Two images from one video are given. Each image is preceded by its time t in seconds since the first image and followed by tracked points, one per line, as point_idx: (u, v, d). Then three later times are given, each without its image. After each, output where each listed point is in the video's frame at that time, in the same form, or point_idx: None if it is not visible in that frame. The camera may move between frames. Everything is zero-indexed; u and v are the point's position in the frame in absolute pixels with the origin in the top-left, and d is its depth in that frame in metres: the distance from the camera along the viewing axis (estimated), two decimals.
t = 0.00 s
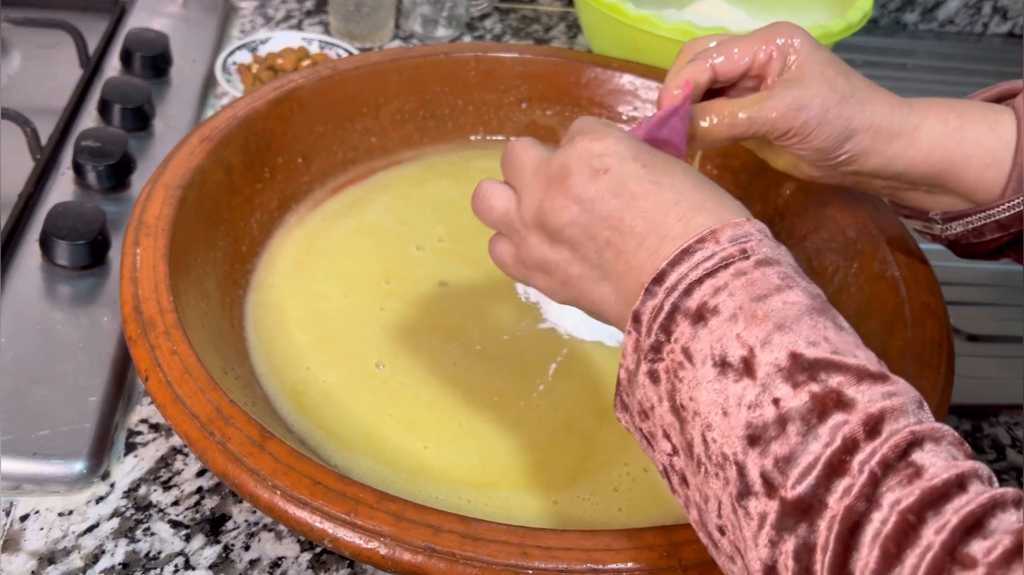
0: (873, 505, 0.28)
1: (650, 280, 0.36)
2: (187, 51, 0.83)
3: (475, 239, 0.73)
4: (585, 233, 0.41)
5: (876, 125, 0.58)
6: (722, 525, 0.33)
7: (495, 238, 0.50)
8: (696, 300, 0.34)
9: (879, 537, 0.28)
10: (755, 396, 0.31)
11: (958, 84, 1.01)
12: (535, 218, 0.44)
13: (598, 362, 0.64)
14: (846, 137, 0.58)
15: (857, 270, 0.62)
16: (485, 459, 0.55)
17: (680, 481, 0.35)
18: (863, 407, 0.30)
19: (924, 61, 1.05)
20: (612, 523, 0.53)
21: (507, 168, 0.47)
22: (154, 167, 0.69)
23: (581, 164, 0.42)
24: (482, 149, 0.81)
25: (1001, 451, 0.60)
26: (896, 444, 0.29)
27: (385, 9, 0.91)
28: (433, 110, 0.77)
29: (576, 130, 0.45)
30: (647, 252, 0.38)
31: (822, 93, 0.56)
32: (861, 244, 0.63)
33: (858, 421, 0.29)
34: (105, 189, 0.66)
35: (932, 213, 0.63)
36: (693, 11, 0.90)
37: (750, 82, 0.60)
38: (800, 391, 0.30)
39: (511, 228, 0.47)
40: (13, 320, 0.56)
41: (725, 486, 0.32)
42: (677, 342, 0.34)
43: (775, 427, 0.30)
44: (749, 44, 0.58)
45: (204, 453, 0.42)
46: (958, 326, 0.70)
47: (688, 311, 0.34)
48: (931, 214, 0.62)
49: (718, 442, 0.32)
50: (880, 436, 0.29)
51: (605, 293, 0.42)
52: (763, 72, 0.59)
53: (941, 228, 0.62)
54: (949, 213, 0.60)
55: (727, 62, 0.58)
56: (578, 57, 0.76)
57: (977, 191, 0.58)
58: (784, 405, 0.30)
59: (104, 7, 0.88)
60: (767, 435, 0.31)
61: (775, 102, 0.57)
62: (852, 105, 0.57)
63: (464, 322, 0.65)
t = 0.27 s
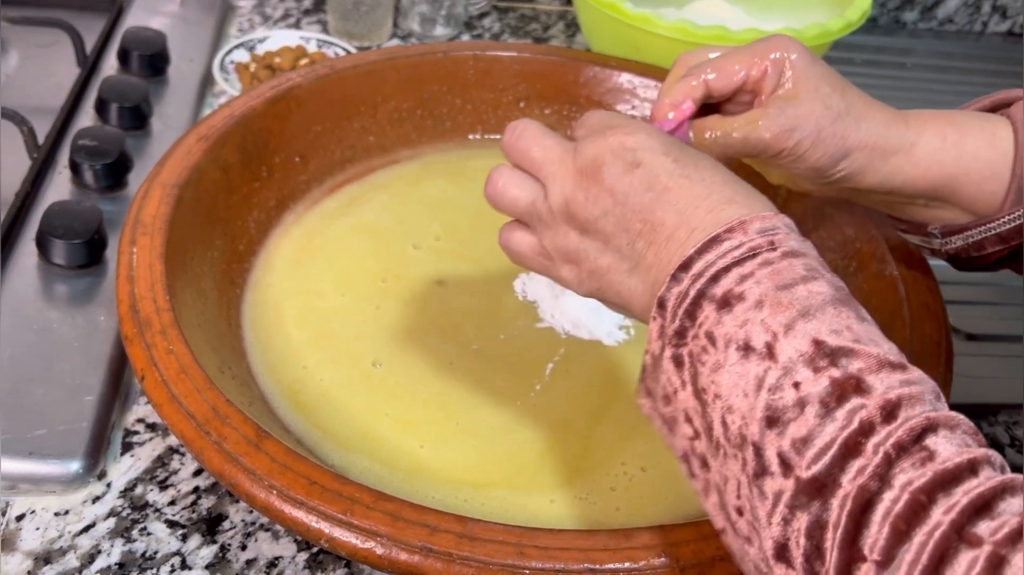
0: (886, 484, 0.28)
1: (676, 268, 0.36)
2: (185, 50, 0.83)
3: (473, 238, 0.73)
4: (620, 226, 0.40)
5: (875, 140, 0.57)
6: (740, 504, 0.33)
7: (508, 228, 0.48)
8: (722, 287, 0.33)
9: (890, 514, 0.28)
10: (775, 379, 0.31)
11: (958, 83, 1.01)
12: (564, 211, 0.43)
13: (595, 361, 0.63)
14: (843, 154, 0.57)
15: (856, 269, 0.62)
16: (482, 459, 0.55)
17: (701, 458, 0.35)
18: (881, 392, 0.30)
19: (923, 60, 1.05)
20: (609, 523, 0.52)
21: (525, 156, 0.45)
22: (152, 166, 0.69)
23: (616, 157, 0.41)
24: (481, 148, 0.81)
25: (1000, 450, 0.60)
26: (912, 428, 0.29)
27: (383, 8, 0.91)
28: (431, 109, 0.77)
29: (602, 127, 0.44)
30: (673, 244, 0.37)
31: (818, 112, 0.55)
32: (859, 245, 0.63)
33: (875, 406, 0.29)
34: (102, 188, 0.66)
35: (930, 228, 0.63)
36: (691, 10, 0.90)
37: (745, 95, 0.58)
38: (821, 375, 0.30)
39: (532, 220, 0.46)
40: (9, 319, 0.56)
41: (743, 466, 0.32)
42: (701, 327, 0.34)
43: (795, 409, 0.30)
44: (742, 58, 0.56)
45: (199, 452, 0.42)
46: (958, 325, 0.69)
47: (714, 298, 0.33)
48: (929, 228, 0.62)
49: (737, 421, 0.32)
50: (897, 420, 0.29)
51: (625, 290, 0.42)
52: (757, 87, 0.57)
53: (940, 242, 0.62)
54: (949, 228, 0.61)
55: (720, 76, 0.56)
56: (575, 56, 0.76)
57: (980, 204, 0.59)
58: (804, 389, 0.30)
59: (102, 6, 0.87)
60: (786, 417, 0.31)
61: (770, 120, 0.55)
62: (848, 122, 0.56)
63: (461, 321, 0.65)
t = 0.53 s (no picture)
0: (903, 490, 0.28)
1: (688, 257, 0.35)
2: (183, 49, 0.83)
3: (473, 237, 0.72)
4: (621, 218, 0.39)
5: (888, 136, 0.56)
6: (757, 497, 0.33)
7: (512, 225, 0.46)
8: (737, 279, 0.33)
9: (907, 521, 0.28)
10: (791, 377, 0.31)
11: (958, 82, 1.01)
12: (567, 206, 0.42)
13: (594, 361, 0.63)
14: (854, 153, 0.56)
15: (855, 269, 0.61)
16: (480, 458, 0.55)
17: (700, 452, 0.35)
18: (900, 395, 0.29)
19: (923, 59, 1.05)
20: (608, 523, 0.52)
21: (525, 154, 0.44)
22: (150, 165, 0.69)
23: (617, 149, 0.40)
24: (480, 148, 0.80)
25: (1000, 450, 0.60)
26: (931, 432, 0.28)
27: (382, 7, 0.91)
28: (430, 108, 0.76)
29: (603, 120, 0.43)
30: (681, 236, 0.36)
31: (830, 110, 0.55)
32: (858, 244, 0.62)
33: (894, 408, 0.29)
34: (101, 187, 0.66)
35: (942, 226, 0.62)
36: (691, 8, 0.90)
37: (755, 91, 0.57)
38: (838, 373, 0.30)
39: (535, 217, 0.44)
40: (8, 319, 0.56)
41: (755, 463, 0.32)
42: (714, 319, 0.33)
43: (810, 408, 0.30)
44: (751, 52, 0.55)
45: (197, 453, 0.41)
46: (958, 325, 0.69)
47: (728, 290, 0.33)
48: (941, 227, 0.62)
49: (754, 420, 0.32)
50: (915, 423, 0.29)
51: (631, 284, 0.40)
52: (767, 82, 0.56)
53: (951, 243, 0.62)
54: (960, 229, 0.60)
55: (730, 71, 0.55)
56: (574, 55, 0.76)
57: (992, 205, 0.58)
58: (822, 388, 0.30)
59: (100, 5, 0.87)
60: (800, 416, 0.30)
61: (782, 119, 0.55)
62: (860, 120, 0.56)
63: (459, 321, 0.65)
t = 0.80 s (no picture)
0: (888, 483, 0.28)
1: (663, 262, 0.35)
2: (183, 48, 0.83)
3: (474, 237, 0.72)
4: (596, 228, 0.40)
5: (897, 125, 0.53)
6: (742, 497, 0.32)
7: (493, 249, 0.47)
8: (713, 280, 0.33)
9: (893, 513, 0.27)
10: (769, 375, 0.31)
11: (959, 82, 1.01)
12: (542, 224, 0.42)
13: (595, 362, 0.63)
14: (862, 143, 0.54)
15: (859, 269, 0.62)
16: (481, 459, 0.55)
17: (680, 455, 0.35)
18: (879, 385, 0.29)
19: (924, 58, 1.05)
20: (609, 524, 0.52)
21: (498, 179, 0.44)
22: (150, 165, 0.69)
23: (585, 160, 0.40)
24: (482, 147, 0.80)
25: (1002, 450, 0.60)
26: (911, 422, 0.28)
27: (383, 6, 0.90)
28: (430, 108, 0.76)
29: (572, 131, 0.44)
30: (651, 243, 0.37)
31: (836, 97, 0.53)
32: (862, 243, 0.63)
33: (873, 400, 0.29)
34: (100, 187, 0.66)
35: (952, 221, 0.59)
36: (692, 8, 0.89)
37: (765, 80, 0.57)
38: (816, 369, 0.30)
39: (511, 239, 0.45)
40: (8, 319, 0.56)
41: (738, 462, 0.32)
42: (692, 321, 0.33)
43: (791, 406, 0.30)
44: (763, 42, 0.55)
45: (198, 454, 0.41)
46: (959, 324, 0.69)
47: (705, 291, 0.33)
48: (952, 222, 0.58)
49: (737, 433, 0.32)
50: (895, 413, 0.29)
51: (609, 293, 0.40)
52: (779, 74, 0.56)
53: (963, 236, 0.58)
54: (972, 222, 0.57)
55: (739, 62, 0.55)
56: (575, 54, 0.76)
57: (1004, 200, 0.53)
58: (800, 384, 0.30)
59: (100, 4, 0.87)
60: (781, 414, 0.30)
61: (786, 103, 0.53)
62: (872, 107, 0.53)
63: (459, 321, 0.64)
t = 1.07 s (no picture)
0: (925, 499, 0.28)
1: (700, 263, 0.34)
2: (183, 48, 0.83)
3: (475, 237, 0.72)
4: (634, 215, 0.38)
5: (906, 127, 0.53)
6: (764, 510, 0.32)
7: (524, 220, 0.45)
8: (751, 284, 0.32)
9: (929, 531, 0.27)
10: (807, 384, 0.30)
11: (961, 81, 1.01)
12: (579, 203, 0.41)
13: (596, 363, 0.63)
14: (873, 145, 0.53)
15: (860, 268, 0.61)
16: (482, 460, 0.55)
17: (693, 463, 0.35)
18: (919, 401, 0.29)
19: (926, 57, 1.05)
20: (610, 525, 0.52)
21: (539, 153, 0.43)
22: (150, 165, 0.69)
23: (629, 146, 0.39)
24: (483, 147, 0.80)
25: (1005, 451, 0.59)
26: (950, 440, 0.28)
27: (384, 5, 0.90)
28: (431, 108, 0.76)
29: (616, 117, 0.42)
30: (695, 234, 0.35)
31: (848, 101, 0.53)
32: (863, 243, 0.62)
33: (912, 415, 0.29)
34: (101, 188, 0.66)
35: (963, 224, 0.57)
36: (693, 7, 0.89)
37: (777, 86, 0.58)
38: (855, 381, 0.30)
39: (547, 214, 0.43)
40: (8, 320, 0.56)
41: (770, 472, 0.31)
42: (728, 326, 0.32)
43: (828, 416, 0.30)
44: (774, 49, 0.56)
45: (199, 456, 0.41)
46: (961, 325, 0.69)
47: (742, 295, 0.32)
48: (963, 223, 0.57)
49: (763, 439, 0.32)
50: (934, 430, 0.28)
51: (641, 283, 0.39)
52: (790, 79, 0.56)
53: (974, 238, 0.57)
54: (982, 224, 0.55)
55: (750, 68, 0.57)
56: (576, 55, 0.76)
57: (1015, 199, 0.52)
58: (839, 396, 0.30)
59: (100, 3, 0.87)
60: (817, 424, 0.30)
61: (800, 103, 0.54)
62: (881, 111, 0.53)
63: (459, 321, 0.64)
